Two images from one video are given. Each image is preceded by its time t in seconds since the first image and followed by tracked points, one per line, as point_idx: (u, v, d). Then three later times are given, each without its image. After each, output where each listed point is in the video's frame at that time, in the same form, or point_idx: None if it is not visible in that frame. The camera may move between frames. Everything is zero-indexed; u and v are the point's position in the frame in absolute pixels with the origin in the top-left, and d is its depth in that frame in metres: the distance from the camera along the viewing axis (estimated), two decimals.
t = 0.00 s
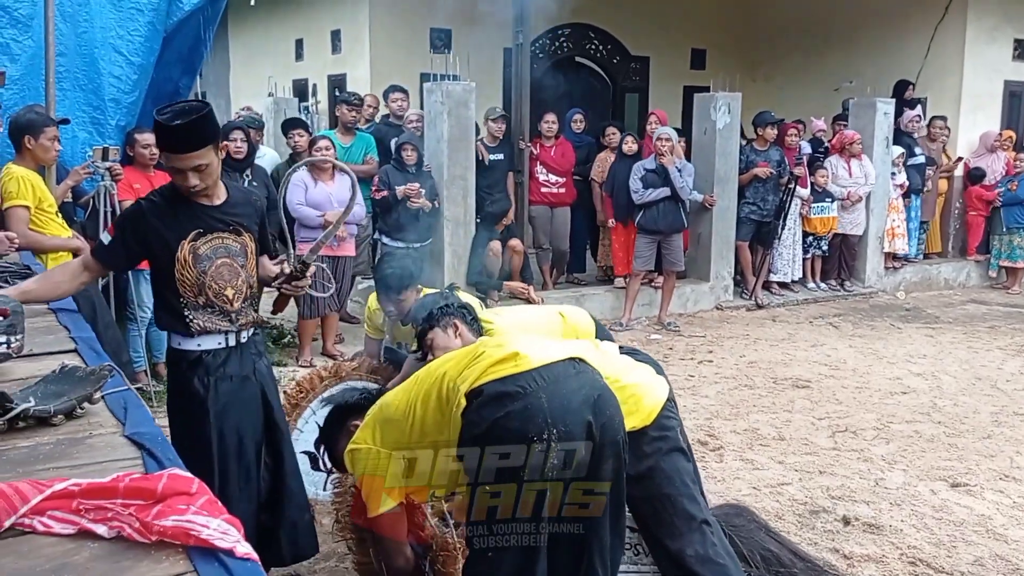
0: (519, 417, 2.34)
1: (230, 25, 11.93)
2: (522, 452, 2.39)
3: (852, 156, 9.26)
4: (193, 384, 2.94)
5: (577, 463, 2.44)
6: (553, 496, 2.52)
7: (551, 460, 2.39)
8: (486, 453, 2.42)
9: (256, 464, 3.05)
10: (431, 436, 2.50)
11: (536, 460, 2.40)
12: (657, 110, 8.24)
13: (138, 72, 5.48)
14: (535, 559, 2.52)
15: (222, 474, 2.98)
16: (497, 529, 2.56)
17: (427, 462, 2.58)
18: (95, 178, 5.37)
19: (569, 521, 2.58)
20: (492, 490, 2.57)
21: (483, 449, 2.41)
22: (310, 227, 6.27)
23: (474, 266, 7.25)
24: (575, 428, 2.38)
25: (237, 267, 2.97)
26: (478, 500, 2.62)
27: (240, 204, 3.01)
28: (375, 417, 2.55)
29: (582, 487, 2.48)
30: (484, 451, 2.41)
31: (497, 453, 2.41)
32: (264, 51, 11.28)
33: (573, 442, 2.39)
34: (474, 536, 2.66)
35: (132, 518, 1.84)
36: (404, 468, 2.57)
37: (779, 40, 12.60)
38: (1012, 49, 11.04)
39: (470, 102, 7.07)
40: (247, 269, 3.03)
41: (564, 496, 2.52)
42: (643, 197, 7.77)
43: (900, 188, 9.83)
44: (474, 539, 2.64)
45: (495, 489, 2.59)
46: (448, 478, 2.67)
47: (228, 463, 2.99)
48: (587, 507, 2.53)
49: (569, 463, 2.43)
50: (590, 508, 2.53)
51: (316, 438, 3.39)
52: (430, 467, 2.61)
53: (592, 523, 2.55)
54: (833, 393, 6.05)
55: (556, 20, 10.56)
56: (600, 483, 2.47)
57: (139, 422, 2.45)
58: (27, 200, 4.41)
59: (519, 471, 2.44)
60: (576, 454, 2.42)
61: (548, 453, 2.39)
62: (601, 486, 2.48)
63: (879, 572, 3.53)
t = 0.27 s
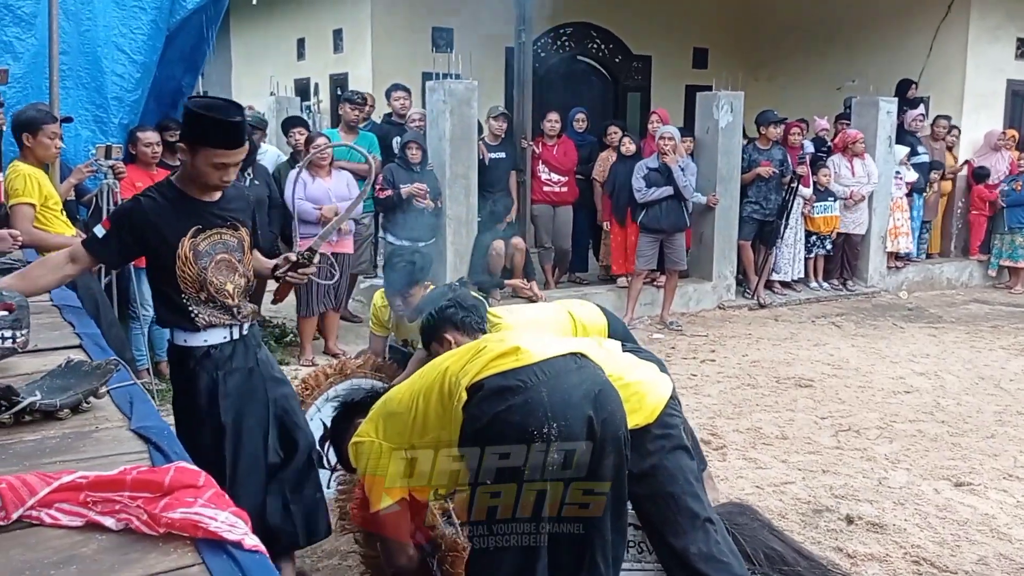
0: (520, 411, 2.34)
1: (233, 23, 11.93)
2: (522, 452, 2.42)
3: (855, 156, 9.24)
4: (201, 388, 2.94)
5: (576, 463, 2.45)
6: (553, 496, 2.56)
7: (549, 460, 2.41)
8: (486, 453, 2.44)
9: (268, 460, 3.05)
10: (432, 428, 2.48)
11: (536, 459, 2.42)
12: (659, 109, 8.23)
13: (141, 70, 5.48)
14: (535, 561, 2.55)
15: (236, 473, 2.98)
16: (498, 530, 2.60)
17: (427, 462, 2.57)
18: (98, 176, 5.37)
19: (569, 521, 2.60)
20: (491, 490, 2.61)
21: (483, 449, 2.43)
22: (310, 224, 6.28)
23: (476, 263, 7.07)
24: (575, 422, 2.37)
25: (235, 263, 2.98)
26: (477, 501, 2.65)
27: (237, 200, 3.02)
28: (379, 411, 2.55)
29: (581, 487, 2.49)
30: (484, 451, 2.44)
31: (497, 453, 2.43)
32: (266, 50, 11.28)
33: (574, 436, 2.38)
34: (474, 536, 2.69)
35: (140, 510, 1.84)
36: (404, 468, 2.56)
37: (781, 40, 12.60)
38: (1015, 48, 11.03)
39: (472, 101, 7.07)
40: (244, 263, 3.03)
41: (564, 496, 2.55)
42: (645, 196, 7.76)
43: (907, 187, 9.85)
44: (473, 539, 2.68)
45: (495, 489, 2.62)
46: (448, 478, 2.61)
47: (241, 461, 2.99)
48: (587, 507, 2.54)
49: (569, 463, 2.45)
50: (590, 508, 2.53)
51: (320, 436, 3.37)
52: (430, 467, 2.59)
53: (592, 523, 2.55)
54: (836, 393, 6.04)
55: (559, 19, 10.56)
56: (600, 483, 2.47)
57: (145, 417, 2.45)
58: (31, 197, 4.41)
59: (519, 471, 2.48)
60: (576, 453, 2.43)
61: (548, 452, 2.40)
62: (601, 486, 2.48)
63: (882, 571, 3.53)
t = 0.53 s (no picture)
0: (526, 414, 2.35)
1: (237, 25, 11.94)
2: (522, 453, 2.42)
3: (860, 157, 9.24)
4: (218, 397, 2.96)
5: (576, 464, 2.45)
6: (553, 497, 2.54)
7: (550, 460, 2.41)
8: (486, 452, 2.44)
9: (283, 458, 3.10)
10: (446, 433, 2.50)
11: (535, 459, 2.42)
12: (663, 111, 8.22)
13: (147, 72, 5.53)
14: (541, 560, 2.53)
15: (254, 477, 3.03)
16: (497, 528, 2.62)
17: (426, 462, 2.58)
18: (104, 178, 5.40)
19: (569, 521, 2.60)
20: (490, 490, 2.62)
21: (483, 446, 2.43)
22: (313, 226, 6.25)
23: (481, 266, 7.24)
24: (581, 427, 2.36)
25: (247, 263, 2.99)
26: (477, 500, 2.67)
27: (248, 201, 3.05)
28: (390, 412, 2.54)
29: (580, 487, 2.49)
30: (484, 451, 2.44)
31: (496, 453, 2.43)
32: (271, 51, 11.29)
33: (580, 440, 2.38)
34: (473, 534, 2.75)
35: (149, 515, 1.84)
36: (405, 467, 2.55)
37: (786, 40, 12.59)
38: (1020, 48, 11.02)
39: (477, 102, 7.07)
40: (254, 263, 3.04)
41: (564, 496, 2.53)
42: (650, 197, 7.77)
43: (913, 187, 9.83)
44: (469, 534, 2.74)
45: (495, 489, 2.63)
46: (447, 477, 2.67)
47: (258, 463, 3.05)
48: (588, 507, 2.53)
49: (569, 464, 2.44)
50: (591, 508, 2.53)
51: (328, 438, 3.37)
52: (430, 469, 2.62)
53: (592, 522, 2.55)
54: (841, 394, 6.04)
55: (563, 20, 10.56)
56: (600, 484, 2.47)
57: (153, 420, 2.46)
58: (38, 200, 4.42)
59: (519, 471, 2.48)
60: (576, 454, 2.42)
61: (548, 453, 2.40)
62: (600, 486, 2.47)
63: (888, 573, 3.53)
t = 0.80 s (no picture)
0: (536, 417, 2.38)
1: (243, 26, 11.98)
2: (523, 452, 2.46)
3: (866, 158, 9.23)
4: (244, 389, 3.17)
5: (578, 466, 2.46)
6: (553, 496, 2.57)
7: (552, 459, 2.44)
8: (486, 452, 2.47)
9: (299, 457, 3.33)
10: (458, 435, 2.49)
11: (537, 459, 2.47)
12: (668, 112, 8.24)
13: (155, 75, 5.55)
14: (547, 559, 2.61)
15: (278, 472, 3.23)
16: (498, 529, 2.68)
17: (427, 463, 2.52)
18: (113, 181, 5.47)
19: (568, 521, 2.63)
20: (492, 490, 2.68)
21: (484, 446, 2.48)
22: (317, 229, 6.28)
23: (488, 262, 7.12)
24: (590, 430, 2.40)
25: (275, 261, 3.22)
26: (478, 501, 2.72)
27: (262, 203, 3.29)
28: (400, 414, 2.52)
29: (582, 487, 2.54)
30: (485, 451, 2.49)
31: (497, 452, 2.47)
32: (277, 53, 11.33)
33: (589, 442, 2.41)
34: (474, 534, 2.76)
35: (162, 516, 1.87)
36: (403, 467, 2.49)
37: (792, 41, 12.59)
38: None
39: (482, 104, 7.10)
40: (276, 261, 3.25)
41: (564, 495, 2.56)
42: (656, 198, 7.78)
43: (918, 188, 9.83)
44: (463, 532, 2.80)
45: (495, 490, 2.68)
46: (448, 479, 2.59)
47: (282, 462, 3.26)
48: (588, 507, 2.58)
49: (570, 466, 2.46)
50: (591, 507, 2.58)
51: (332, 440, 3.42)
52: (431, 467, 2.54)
53: (593, 522, 2.60)
54: (846, 395, 6.05)
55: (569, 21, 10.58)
56: (598, 484, 2.52)
57: (164, 423, 2.49)
58: (46, 202, 4.45)
59: (520, 470, 2.53)
60: (579, 453, 2.43)
61: (549, 453, 2.43)
62: (601, 486, 2.52)
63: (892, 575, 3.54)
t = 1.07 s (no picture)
0: (542, 413, 2.37)
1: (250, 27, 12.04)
2: (522, 452, 2.44)
3: (873, 157, 9.24)
4: (272, 384, 3.40)
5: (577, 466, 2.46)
6: (553, 496, 2.53)
7: (551, 458, 2.42)
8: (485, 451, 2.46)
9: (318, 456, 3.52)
10: (462, 434, 2.53)
11: (535, 460, 2.44)
12: (674, 112, 8.26)
13: (163, 76, 5.60)
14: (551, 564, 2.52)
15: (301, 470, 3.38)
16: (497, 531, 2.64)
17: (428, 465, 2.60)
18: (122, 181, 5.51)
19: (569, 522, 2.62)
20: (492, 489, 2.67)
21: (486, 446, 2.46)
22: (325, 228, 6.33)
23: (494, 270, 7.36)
24: (596, 426, 2.41)
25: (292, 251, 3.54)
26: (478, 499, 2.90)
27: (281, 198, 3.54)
28: (404, 415, 2.58)
29: (583, 487, 2.52)
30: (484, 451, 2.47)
31: (496, 452, 2.46)
32: (285, 53, 11.38)
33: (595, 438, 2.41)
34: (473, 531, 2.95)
35: (172, 507, 1.90)
36: (402, 468, 2.57)
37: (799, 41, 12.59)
38: None
39: (489, 104, 7.12)
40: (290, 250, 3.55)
41: (564, 496, 2.53)
42: (662, 198, 7.79)
43: (925, 187, 9.83)
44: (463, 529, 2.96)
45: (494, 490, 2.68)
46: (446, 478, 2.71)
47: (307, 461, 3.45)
48: (586, 508, 2.58)
49: (569, 465, 2.44)
50: (590, 508, 2.58)
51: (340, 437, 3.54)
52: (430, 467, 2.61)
53: (595, 520, 2.60)
54: (852, 394, 6.06)
55: (576, 21, 10.61)
56: (599, 483, 2.52)
57: (174, 418, 2.52)
58: (55, 202, 4.49)
59: (520, 471, 2.49)
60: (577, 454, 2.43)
61: (548, 454, 2.42)
62: (601, 486, 2.52)
63: (896, 572, 3.55)
